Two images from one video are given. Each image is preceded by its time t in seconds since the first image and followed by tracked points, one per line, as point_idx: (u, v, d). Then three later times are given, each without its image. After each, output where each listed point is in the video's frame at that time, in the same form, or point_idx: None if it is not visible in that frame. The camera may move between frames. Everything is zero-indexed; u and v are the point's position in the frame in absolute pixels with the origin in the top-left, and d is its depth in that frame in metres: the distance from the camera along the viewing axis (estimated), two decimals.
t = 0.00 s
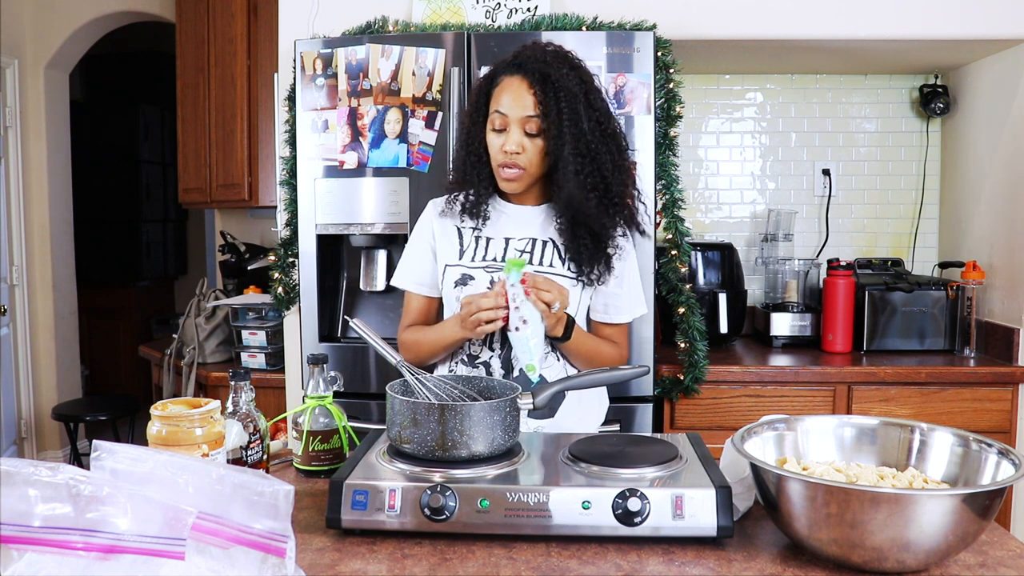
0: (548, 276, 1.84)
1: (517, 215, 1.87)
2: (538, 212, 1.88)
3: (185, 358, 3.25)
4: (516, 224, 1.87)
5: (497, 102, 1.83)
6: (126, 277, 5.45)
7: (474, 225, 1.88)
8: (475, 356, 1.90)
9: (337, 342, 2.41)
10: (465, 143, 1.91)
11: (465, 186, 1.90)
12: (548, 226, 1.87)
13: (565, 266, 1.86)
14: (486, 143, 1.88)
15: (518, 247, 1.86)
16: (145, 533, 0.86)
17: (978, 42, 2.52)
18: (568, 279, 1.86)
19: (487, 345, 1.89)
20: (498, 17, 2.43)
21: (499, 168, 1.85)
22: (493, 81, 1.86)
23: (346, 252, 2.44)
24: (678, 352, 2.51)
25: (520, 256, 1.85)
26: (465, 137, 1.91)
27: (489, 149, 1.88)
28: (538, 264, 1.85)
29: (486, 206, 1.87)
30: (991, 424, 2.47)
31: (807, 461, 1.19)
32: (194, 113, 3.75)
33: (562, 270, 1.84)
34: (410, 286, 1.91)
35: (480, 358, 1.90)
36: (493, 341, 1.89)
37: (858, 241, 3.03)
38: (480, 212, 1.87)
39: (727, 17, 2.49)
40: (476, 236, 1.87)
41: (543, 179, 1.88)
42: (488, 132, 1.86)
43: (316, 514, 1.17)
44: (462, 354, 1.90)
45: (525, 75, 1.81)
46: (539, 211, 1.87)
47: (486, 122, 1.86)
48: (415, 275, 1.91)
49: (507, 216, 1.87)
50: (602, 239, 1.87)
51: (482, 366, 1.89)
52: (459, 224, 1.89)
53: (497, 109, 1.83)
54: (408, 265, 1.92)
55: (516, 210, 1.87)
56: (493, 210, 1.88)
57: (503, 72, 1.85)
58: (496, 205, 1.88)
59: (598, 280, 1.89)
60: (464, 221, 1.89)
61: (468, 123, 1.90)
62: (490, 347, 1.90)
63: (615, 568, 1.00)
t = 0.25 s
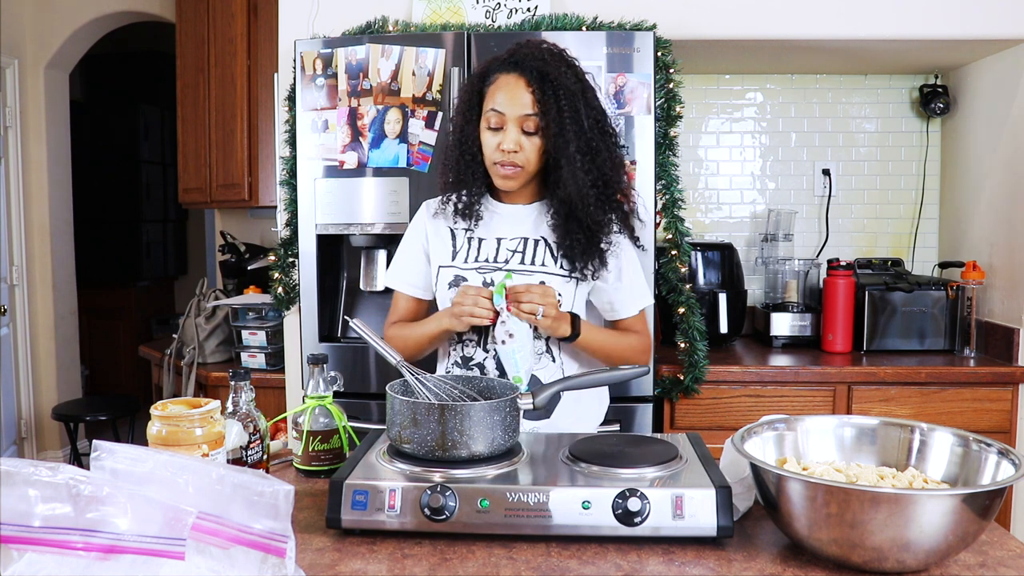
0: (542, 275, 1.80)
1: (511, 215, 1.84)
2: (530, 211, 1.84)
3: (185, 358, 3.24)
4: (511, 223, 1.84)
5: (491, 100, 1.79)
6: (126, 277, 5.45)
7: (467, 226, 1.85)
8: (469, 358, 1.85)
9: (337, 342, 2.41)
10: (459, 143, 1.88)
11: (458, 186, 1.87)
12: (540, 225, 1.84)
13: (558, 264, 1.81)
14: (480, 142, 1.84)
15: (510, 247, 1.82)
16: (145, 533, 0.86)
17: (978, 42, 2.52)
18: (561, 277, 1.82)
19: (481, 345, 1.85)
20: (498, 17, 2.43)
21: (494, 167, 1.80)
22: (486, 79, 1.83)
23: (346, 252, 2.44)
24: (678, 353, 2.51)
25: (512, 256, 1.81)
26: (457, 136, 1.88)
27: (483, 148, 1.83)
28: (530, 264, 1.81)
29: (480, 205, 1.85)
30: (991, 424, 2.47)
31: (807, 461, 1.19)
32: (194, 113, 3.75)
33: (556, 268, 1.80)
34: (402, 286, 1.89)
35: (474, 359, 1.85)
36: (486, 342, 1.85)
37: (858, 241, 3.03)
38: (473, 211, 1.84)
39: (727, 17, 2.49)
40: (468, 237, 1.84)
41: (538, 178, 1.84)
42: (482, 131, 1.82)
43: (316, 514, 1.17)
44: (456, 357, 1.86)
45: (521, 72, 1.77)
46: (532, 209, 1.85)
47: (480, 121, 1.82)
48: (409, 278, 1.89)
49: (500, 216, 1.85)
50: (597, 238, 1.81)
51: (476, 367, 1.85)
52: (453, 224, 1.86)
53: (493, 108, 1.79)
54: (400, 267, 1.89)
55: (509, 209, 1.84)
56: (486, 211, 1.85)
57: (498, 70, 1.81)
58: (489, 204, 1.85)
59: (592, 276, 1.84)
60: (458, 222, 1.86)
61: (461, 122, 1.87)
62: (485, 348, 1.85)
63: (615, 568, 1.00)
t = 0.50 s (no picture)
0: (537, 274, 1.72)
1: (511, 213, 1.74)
2: (528, 210, 1.74)
3: (185, 358, 3.24)
4: (510, 221, 1.74)
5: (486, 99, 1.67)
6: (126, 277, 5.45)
7: (466, 225, 1.76)
8: (466, 355, 1.74)
9: (337, 342, 2.41)
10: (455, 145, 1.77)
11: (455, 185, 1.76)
12: (537, 220, 1.73)
13: (555, 260, 1.73)
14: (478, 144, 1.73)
15: (507, 246, 1.73)
16: (145, 533, 0.86)
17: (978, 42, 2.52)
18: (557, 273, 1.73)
19: (479, 344, 1.74)
20: (498, 17, 2.43)
21: (494, 166, 1.67)
22: (480, 79, 1.70)
23: (346, 252, 2.43)
24: (678, 353, 2.51)
25: (508, 255, 1.73)
26: (455, 137, 1.77)
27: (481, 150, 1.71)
28: (527, 263, 1.73)
29: (479, 206, 1.75)
30: (991, 424, 2.47)
31: (807, 461, 1.19)
32: (194, 112, 3.75)
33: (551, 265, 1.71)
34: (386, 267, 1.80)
35: (471, 357, 1.74)
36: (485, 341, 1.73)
37: (858, 241, 3.03)
38: (473, 212, 1.75)
39: (727, 17, 2.48)
40: (467, 235, 1.76)
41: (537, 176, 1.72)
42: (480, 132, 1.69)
43: (316, 514, 1.17)
44: (452, 356, 1.75)
45: (518, 70, 1.65)
46: (530, 206, 1.73)
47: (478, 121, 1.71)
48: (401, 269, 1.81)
49: (499, 214, 1.74)
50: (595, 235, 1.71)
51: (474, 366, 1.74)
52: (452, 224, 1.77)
53: (488, 108, 1.67)
54: (389, 256, 1.80)
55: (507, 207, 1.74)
56: (485, 210, 1.75)
57: (492, 69, 1.69)
58: (488, 204, 1.75)
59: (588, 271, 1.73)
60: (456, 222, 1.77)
61: (458, 122, 1.75)
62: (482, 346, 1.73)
63: (615, 568, 1.00)
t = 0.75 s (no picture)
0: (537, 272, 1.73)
1: (513, 210, 1.74)
2: (527, 208, 1.75)
3: (185, 358, 3.24)
4: (512, 220, 1.74)
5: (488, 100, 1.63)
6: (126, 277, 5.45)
7: (467, 224, 1.76)
8: (463, 352, 1.73)
9: (337, 342, 2.41)
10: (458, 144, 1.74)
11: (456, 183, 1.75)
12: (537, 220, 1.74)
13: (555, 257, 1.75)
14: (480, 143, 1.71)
15: (507, 244, 1.74)
16: (145, 533, 0.86)
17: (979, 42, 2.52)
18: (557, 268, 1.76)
19: (477, 342, 1.73)
20: (498, 17, 2.43)
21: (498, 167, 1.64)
22: (482, 79, 1.67)
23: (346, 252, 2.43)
24: (678, 352, 2.51)
25: (508, 254, 1.74)
26: (456, 137, 1.74)
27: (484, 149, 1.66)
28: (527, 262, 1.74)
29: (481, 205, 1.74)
30: (991, 424, 2.47)
31: (807, 461, 1.19)
32: (194, 112, 3.75)
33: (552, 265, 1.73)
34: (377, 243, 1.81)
35: (468, 355, 1.73)
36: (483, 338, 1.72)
37: (858, 241, 3.03)
38: (475, 211, 1.74)
39: (727, 17, 2.48)
40: (468, 233, 1.76)
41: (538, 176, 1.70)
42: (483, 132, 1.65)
43: (316, 514, 1.17)
44: (449, 352, 1.74)
45: (518, 70, 1.60)
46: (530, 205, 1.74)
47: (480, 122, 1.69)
48: (391, 246, 1.82)
49: (501, 212, 1.75)
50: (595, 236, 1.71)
51: (471, 363, 1.72)
52: (455, 221, 1.77)
53: (490, 109, 1.62)
54: (384, 231, 1.82)
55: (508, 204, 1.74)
56: (488, 207, 1.75)
57: (493, 69, 1.65)
58: (490, 202, 1.75)
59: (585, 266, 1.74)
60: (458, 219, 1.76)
61: (459, 122, 1.72)
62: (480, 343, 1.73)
63: (615, 568, 1.00)
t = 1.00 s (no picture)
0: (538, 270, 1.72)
1: (515, 211, 1.74)
2: (528, 208, 1.74)
3: (185, 358, 3.24)
4: (514, 222, 1.74)
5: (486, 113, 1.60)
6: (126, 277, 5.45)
7: (469, 225, 1.75)
8: (462, 351, 1.73)
9: (337, 342, 2.41)
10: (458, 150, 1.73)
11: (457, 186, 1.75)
12: (539, 219, 1.74)
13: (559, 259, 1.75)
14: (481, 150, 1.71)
15: (508, 242, 1.74)
16: (145, 533, 0.86)
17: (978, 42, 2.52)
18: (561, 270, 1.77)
19: (475, 340, 1.73)
20: (498, 17, 2.43)
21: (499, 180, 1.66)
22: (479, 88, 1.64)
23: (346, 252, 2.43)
24: (678, 352, 2.51)
25: (509, 251, 1.73)
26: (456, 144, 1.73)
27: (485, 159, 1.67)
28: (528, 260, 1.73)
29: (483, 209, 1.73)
30: (991, 424, 2.47)
31: (807, 461, 1.19)
32: (194, 112, 3.75)
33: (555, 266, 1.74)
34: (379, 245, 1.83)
35: (467, 354, 1.73)
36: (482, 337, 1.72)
37: (858, 241, 3.03)
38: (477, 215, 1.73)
39: (727, 17, 2.48)
40: (470, 232, 1.75)
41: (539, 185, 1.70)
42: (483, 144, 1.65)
43: (316, 514, 1.17)
44: (448, 351, 1.74)
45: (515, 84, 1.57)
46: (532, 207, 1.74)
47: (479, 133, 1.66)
48: (391, 249, 1.84)
49: (503, 211, 1.74)
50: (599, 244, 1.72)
51: (469, 362, 1.72)
52: (456, 223, 1.77)
53: (489, 122, 1.60)
54: (385, 235, 1.84)
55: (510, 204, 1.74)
56: (491, 208, 1.74)
57: (489, 79, 1.62)
58: (492, 204, 1.74)
59: (591, 269, 1.75)
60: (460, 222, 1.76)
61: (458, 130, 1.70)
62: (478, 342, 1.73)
63: (615, 568, 1.00)
